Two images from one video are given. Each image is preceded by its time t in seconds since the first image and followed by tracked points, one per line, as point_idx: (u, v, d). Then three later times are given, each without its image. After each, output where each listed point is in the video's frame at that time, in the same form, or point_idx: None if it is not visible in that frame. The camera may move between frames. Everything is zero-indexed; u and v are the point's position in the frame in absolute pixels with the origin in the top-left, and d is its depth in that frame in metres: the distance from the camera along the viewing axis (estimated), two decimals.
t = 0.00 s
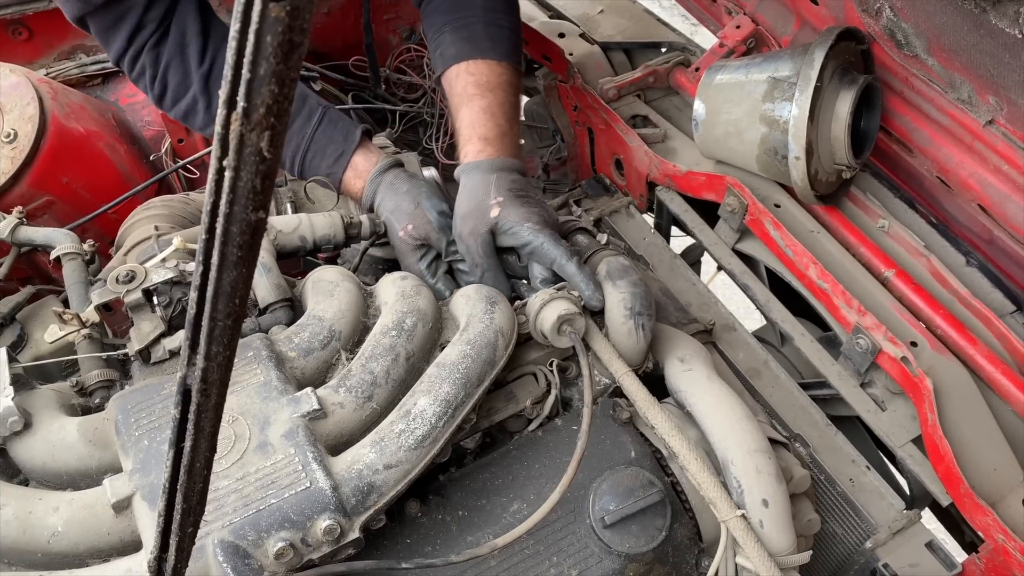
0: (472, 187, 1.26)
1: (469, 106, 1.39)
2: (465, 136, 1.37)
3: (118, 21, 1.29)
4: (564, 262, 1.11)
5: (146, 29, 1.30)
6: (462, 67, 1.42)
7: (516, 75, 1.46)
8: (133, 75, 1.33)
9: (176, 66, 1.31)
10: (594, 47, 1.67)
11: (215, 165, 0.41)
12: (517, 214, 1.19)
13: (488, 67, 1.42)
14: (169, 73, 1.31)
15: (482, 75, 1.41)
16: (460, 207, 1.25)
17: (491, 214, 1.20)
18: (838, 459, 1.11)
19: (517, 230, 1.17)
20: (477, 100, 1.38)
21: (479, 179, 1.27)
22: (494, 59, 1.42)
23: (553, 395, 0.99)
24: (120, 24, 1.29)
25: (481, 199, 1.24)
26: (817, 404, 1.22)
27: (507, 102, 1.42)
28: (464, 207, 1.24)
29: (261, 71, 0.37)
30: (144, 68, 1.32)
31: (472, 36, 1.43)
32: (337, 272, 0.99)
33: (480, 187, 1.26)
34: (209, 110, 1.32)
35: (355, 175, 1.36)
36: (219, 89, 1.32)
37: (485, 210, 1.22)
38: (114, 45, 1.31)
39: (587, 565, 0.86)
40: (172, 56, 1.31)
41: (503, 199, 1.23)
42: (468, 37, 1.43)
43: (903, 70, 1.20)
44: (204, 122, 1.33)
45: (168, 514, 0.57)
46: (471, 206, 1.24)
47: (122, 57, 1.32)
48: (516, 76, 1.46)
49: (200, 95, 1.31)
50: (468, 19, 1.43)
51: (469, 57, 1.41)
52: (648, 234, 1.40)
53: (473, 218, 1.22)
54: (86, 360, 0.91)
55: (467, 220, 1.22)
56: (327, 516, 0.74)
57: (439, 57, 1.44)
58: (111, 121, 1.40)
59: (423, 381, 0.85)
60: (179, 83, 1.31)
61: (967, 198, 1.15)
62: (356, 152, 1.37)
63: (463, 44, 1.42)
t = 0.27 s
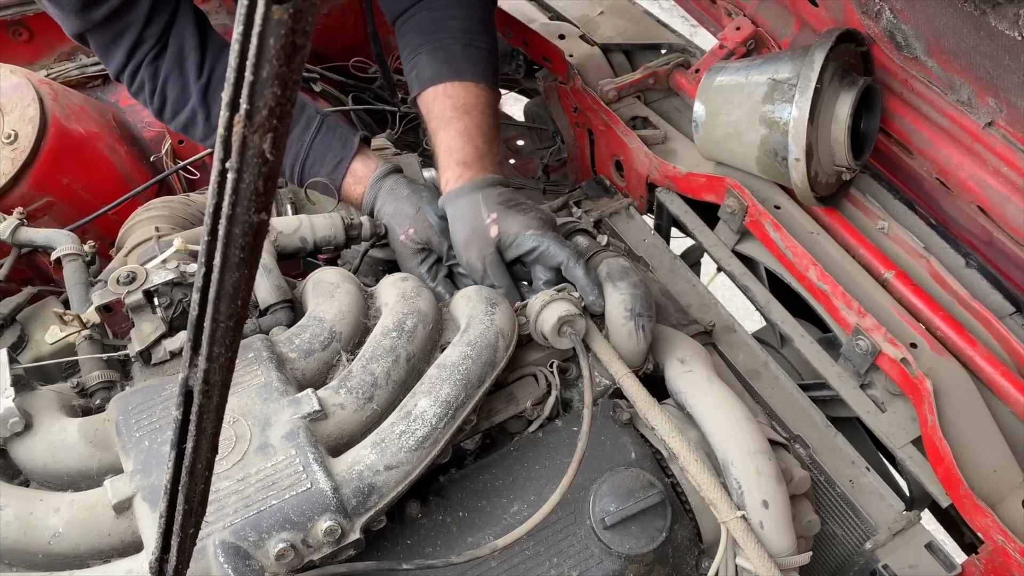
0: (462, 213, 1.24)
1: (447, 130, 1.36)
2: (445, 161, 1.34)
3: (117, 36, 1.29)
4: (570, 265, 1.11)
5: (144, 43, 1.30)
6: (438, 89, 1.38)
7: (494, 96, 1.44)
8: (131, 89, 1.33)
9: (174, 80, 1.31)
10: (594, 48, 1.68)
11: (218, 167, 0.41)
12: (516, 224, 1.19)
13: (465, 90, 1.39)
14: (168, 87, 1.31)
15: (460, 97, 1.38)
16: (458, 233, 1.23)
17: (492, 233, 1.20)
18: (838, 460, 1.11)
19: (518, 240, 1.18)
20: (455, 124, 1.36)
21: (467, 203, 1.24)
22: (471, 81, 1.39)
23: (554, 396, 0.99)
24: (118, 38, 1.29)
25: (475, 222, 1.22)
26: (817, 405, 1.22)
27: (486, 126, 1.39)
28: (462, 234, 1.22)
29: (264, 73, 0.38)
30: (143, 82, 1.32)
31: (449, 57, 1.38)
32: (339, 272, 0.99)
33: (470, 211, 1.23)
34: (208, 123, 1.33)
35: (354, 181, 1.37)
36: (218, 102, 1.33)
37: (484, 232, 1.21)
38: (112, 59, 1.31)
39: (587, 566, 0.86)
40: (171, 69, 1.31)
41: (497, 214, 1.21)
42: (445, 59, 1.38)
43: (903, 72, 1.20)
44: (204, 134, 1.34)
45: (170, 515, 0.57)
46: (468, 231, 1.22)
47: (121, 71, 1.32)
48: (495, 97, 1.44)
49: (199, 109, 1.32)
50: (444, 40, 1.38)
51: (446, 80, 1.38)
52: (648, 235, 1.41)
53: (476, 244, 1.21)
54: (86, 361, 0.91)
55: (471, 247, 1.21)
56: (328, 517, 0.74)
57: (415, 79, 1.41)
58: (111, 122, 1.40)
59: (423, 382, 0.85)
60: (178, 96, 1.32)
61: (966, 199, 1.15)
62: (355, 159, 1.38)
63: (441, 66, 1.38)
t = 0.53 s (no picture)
0: (469, 229, 1.21)
1: (443, 142, 1.35)
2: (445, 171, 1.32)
3: (121, 39, 1.29)
4: (579, 270, 1.11)
5: (148, 46, 1.30)
6: (431, 100, 1.39)
7: (488, 105, 1.45)
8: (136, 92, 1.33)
9: (178, 82, 1.31)
10: (595, 49, 1.68)
11: (226, 166, 0.42)
12: (525, 232, 1.17)
13: (459, 100, 1.40)
14: (171, 89, 1.31)
15: (455, 107, 1.38)
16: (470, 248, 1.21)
17: (502, 246, 1.17)
18: (839, 460, 1.11)
19: (530, 247, 1.16)
20: (451, 135, 1.35)
21: (471, 218, 1.21)
22: (464, 90, 1.40)
23: (556, 396, 0.99)
24: (122, 41, 1.29)
25: (484, 236, 1.20)
26: (818, 405, 1.23)
27: (481, 135, 1.39)
28: (473, 249, 1.20)
29: (272, 72, 0.38)
30: (146, 84, 1.32)
31: (441, 66, 1.39)
32: (343, 272, 0.99)
33: (476, 226, 1.21)
34: (211, 125, 1.32)
35: (357, 184, 1.37)
36: (221, 104, 1.32)
37: (494, 245, 1.18)
38: (117, 62, 1.32)
39: (589, 565, 0.87)
40: (174, 72, 1.31)
41: (503, 224, 1.19)
42: (437, 68, 1.38)
43: (904, 72, 1.20)
44: (207, 136, 1.34)
45: (176, 513, 0.57)
46: (479, 246, 1.20)
47: (125, 74, 1.32)
48: (488, 106, 1.44)
49: (202, 111, 1.32)
50: (436, 49, 1.38)
51: (439, 90, 1.39)
52: (649, 236, 1.41)
53: (489, 258, 1.19)
54: (90, 360, 0.91)
55: (484, 262, 1.19)
56: (332, 515, 0.74)
57: (405, 87, 1.41)
58: (114, 122, 1.40)
59: (426, 381, 0.86)
60: (182, 98, 1.32)
61: (967, 199, 1.16)
62: (357, 161, 1.38)
63: (433, 75, 1.38)
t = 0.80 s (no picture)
0: (469, 222, 1.23)
1: (446, 137, 1.36)
2: (447, 166, 1.33)
3: (123, 39, 1.29)
4: (577, 266, 1.10)
5: (149, 45, 1.30)
6: (435, 96, 1.39)
7: (490, 101, 1.45)
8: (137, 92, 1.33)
9: (179, 82, 1.31)
10: (596, 48, 1.68)
11: (231, 161, 0.42)
12: (523, 228, 1.17)
13: (462, 96, 1.40)
14: (173, 88, 1.32)
15: (457, 103, 1.39)
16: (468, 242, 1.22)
17: (500, 240, 1.18)
18: (840, 457, 1.12)
19: (528, 243, 1.15)
20: (454, 131, 1.36)
21: (471, 212, 1.23)
22: (468, 87, 1.40)
23: (557, 393, 1.00)
24: (124, 41, 1.30)
25: (483, 231, 1.21)
26: (819, 403, 1.23)
27: (483, 132, 1.40)
28: (472, 243, 1.21)
29: (278, 68, 0.38)
30: (148, 84, 1.32)
31: (445, 63, 1.39)
32: (345, 268, 1.00)
33: (475, 220, 1.22)
34: (213, 124, 1.33)
35: (359, 181, 1.37)
36: (223, 103, 1.33)
37: (492, 239, 1.19)
38: (118, 62, 1.32)
39: (591, 562, 0.87)
40: (176, 71, 1.31)
41: (502, 220, 1.20)
42: (441, 66, 1.39)
43: (904, 71, 1.21)
44: (209, 135, 1.34)
45: (180, 509, 0.57)
46: (477, 241, 1.21)
47: (127, 73, 1.32)
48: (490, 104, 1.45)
49: (205, 111, 1.32)
50: (440, 47, 1.39)
51: (442, 86, 1.39)
52: (650, 234, 1.41)
53: (487, 254, 1.19)
54: (92, 357, 0.91)
55: (483, 258, 1.20)
56: (334, 512, 0.74)
57: (409, 85, 1.41)
58: (115, 120, 1.40)
59: (428, 379, 0.86)
60: (184, 98, 1.32)
61: (967, 198, 1.16)
62: (359, 159, 1.38)
63: (437, 73, 1.39)
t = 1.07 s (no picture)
0: (488, 211, 1.23)
1: (464, 121, 1.37)
2: (467, 151, 1.34)
3: (122, 39, 1.29)
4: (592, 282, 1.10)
5: (150, 44, 1.30)
6: (451, 80, 1.39)
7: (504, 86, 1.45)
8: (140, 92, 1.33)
9: (182, 80, 1.31)
10: (596, 47, 1.68)
11: (234, 158, 0.42)
12: (548, 232, 1.17)
13: (478, 80, 1.40)
14: (176, 87, 1.32)
15: (474, 87, 1.39)
16: (484, 232, 1.21)
17: (521, 238, 1.18)
18: (840, 456, 1.12)
19: (550, 246, 1.16)
20: (472, 115, 1.37)
21: (493, 201, 1.23)
22: (484, 71, 1.40)
23: (558, 392, 1.00)
24: (124, 41, 1.29)
25: (504, 226, 1.20)
26: (819, 401, 1.23)
27: (500, 115, 1.41)
28: (490, 234, 1.20)
29: (281, 65, 0.38)
30: (150, 83, 1.32)
31: (458, 48, 1.40)
32: (348, 267, 1.00)
33: (497, 208, 1.23)
34: (217, 123, 1.32)
35: (363, 177, 1.38)
36: (226, 101, 1.33)
37: (513, 237, 1.18)
38: (120, 62, 1.32)
39: (591, 560, 0.87)
40: (178, 70, 1.31)
41: (527, 218, 1.20)
42: (455, 51, 1.39)
43: (905, 70, 1.21)
44: (212, 134, 1.33)
45: (181, 507, 0.57)
46: (495, 234, 1.20)
47: (128, 73, 1.32)
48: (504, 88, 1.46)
49: (208, 109, 1.31)
50: (453, 32, 1.40)
51: (457, 71, 1.39)
52: (650, 233, 1.41)
53: (502, 248, 1.19)
54: (93, 356, 0.91)
55: (496, 251, 1.19)
56: (335, 509, 0.74)
57: (422, 73, 1.41)
58: (116, 119, 1.40)
59: (429, 376, 0.86)
60: (187, 97, 1.32)
61: (967, 196, 1.16)
62: (362, 157, 1.38)
63: (451, 57, 1.39)
